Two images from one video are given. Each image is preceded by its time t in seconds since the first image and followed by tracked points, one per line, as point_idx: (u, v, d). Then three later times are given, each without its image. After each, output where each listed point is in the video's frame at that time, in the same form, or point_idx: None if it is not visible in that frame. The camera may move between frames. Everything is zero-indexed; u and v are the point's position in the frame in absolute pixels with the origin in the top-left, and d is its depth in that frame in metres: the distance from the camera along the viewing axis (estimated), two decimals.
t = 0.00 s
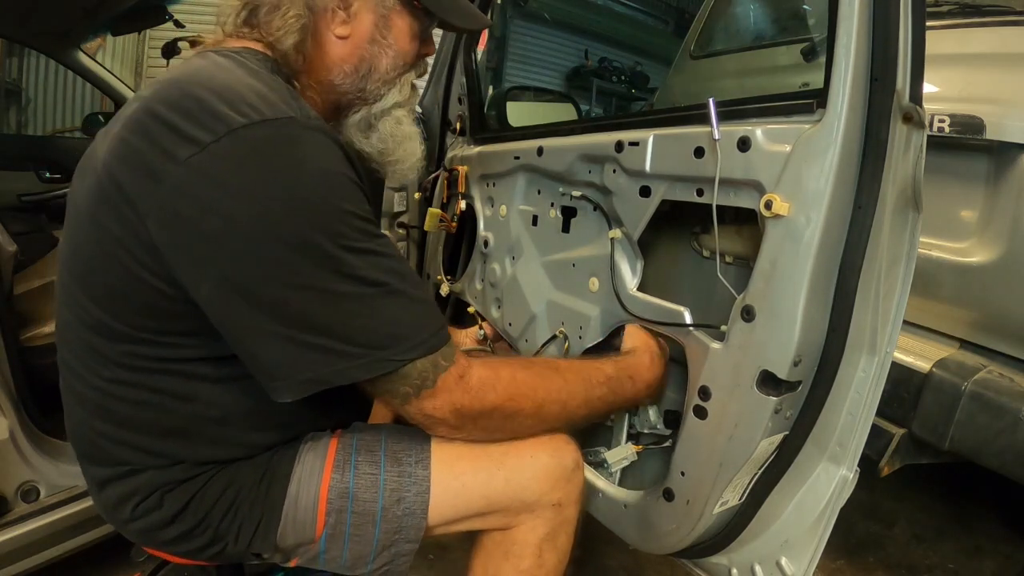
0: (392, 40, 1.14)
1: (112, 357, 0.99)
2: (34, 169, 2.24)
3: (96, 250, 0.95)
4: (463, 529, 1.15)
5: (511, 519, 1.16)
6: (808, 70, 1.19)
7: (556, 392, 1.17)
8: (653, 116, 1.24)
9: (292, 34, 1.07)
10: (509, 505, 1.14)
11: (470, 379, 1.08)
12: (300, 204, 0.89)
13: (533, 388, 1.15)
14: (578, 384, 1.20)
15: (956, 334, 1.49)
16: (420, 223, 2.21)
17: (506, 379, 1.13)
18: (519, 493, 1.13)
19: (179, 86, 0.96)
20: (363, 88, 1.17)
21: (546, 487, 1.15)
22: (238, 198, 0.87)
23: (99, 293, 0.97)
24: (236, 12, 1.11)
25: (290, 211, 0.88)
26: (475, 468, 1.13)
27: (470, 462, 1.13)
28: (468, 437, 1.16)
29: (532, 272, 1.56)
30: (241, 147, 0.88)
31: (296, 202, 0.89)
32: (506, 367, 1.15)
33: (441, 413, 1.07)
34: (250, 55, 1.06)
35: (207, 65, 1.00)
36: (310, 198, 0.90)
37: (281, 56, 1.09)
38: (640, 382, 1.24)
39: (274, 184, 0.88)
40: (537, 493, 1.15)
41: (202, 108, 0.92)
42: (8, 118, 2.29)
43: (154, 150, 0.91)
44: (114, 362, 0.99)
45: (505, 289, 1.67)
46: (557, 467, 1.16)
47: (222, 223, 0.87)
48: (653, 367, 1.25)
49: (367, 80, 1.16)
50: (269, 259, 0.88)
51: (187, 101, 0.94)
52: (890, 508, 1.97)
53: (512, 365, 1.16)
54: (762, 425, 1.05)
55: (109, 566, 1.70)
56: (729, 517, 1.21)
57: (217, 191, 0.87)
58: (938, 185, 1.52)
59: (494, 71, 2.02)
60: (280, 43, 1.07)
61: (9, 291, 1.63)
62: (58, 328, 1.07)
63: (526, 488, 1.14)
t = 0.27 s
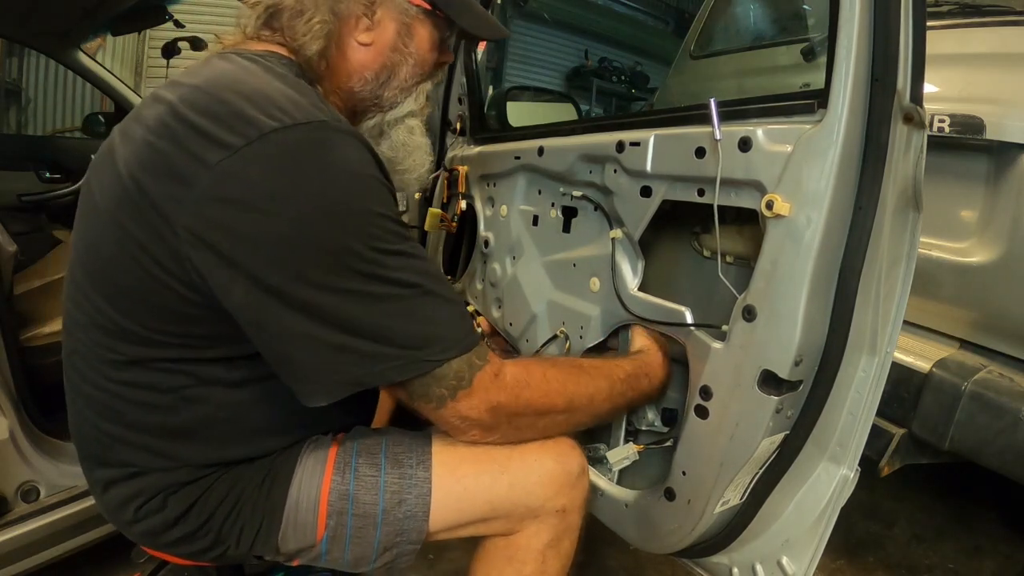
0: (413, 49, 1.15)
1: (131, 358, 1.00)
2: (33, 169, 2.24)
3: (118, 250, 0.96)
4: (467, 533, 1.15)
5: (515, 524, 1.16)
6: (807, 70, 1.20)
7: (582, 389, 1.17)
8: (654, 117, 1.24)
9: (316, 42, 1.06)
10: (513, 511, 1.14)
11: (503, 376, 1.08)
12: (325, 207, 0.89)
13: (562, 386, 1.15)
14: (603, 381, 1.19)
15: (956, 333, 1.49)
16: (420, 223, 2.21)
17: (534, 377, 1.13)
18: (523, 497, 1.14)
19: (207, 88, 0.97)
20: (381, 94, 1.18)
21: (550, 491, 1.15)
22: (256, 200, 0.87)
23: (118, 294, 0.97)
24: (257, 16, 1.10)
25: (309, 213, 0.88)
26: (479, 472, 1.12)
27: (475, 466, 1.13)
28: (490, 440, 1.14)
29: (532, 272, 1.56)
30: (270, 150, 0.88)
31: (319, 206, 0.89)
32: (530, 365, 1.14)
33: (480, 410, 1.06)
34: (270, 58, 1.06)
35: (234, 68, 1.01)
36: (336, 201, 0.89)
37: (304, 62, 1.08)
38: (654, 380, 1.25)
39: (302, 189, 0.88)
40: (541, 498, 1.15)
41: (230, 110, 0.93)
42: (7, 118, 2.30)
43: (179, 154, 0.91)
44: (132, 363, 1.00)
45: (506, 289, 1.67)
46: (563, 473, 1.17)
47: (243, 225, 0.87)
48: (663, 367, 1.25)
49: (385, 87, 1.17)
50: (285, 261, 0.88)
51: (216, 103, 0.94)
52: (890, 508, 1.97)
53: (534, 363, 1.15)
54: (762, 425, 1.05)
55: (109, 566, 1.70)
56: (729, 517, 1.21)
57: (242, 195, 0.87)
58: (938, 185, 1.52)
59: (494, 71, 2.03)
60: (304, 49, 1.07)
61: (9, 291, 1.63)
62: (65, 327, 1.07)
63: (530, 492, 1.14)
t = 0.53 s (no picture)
0: (426, 52, 1.15)
1: (140, 355, 1.00)
2: (34, 169, 2.24)
3: (127, 247, 0.96)
4: (467, 540, 1.15)
5: (516, 531, 1.16)
6: (808, 71, 1.19)
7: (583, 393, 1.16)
8: (652, 116, 1.25)
9: (330, 44, 1.07)
10: (514, 520, 1.14)
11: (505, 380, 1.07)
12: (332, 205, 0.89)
13: (564, 389, 1.15)
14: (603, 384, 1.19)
15: (956, 333, 1.49)
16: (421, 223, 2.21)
17: (535, 379, 1.12)
18: (525, 505, 1.14)
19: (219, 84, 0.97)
20: (395, 97, 1.18)
21: (551, 500, 1.15)
22: (263, 199, 0.87)
23: (128, 291, 0.97)
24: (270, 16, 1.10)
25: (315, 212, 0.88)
26: (478, 479, 1.12)
27: (477, 475, 1.13)
28: (492, 446, 1.14)
29: (532, 272, 1.56)
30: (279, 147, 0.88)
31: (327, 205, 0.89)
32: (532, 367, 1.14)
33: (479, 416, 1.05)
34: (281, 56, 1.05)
35: (247, 64, 1.01)
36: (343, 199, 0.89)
37: (318, 63, 1.08)
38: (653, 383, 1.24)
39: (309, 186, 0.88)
40: (544, 507, 1.15)
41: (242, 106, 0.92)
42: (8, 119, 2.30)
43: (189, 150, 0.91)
44: (140, 361, 1.00)
45: (506, 289, 1.67)
46: (564, 481, 1.17)
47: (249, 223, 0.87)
48: (663, 369, 1.25)
49: (399, 90, 1.17)
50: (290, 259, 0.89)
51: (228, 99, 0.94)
52: (890, 508, 1.97)
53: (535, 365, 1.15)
54: (762, 425, 1.05)
55: (109, 566, 1.70)
56: (729, 518, 1.21)
57: (251, 194, 0.87)
58: (938, 185, 1.52)
59: (494, 71, 2.02)
60: (318, 51, 1.07)
61: (9, 292, 1.63)
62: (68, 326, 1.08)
63: (532, 501, 1.14)
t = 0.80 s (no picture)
0: (424, 47, 1.14)
1: (144, 349, 1.00)
2: (33, 169, 2.24)
3: (134, 244, 0.96)
4: (463, 543, 1.14)
5: (513, 536, 1.15)
6: (807, 71, 1.19)
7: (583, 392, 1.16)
8: (652, 117, 1.25)
9: (329, 40, 1.07)
10: (508, 525, 1.13)
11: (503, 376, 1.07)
12: (335, 205, 0.89)
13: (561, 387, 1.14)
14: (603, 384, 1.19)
15: (956, 333, 1.49)
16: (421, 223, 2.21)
17: (535, 378, 1.12)
18: (520, 510, 1.12)
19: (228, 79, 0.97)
20: (394, 93, 1.17)
21: (546, 505, 1.14)
22: (266, 201, 0.88)
23: (134, 288, 0.98)
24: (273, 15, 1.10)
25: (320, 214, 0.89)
26: (472, 483, 1.12)
27: (471, 480, 1.12)
28: (488, 444, 1.12)
29: (532, 272, 1.56)
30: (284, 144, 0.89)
31: (331, 205, 0.89)
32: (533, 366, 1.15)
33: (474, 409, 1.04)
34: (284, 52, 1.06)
35: (250, 59, 1.02)
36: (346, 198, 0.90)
37: (318, 58, 1.09)
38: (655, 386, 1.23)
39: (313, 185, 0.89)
40: (540, 513, 1.13)
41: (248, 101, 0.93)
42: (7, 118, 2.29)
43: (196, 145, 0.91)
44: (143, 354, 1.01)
45: (506, 289, 1.67)
46: (560, 486, 1.15)
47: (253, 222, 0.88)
48: (667, 372, 1.24)
49: (399, 86, 1.16)
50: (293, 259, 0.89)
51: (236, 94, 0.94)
52: (890, 508, 1.97)
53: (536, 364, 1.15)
54: (761, 425, 1.05)
55: (108, 566, 1.70)
56: (729, 517, 1.21)
57: (257, 194, 0.88)
58: (938, 185, 1.52)
59: (494, 71, 2.02)
60: (317, 47, 1.08)
61: (9, 292, 1.63)
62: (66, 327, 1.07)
63: (527, 506, 1.12)
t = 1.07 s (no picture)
0: (430, 44, 1.15)
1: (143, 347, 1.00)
2: (33, 169, 2.24)
3: (141, 244, 0.96)
4: (467, 539, 1.15)
5: (517, 530, 1.17)
6: (807, 71, 1.19)
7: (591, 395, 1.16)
8: (652, 116, 1.25)
9: (341, 40, 1.07)
10: (513, 519, 1.14)
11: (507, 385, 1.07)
12: (341, 211, 0.89)
13: (569, 393, 1.14)
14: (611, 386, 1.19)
15: (956, 333, 1.49)
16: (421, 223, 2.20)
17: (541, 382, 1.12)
18: (525, 505, 1.14)
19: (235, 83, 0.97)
20: (402, 91, 1.17)
21: (551, 500, 1.16)
22: (273, 204, 0.88)
23: (138, 287, 0.98)
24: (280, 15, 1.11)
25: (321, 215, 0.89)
26: (480, 479, 1.12)
27: (480, 475, 1.13)
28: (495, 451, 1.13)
29: (532, 272, 1.56)
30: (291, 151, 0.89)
31: (341, 212, 0.89)
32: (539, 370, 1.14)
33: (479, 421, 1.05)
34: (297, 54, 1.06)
35: (263, 64, 1.01)
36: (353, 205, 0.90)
37: (330, 61, 1.09)
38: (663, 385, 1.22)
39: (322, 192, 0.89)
40: (545, 507, 1.15)
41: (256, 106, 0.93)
42: (7, 118, 2.29)
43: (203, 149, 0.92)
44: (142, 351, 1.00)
45: (506, 288, 1.67)
46: (564, 481, 1.16)
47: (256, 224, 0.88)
48: (678, 367, 1.23)
49: (406, 83, 1.16)
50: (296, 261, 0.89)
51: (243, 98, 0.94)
52: (890, 508, 1.97)
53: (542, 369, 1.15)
54: (761, 425, 1.05)
55: (109, 565, 1.70)
56: (729, 517, 1.21)
57: (268, 200, 0.88)
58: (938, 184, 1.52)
59: (494, 71, 2.02)
60: (329, 49, 1.08)
61: (9, 292, 1.63)
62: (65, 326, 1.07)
63: (532, 500, 1.14)
